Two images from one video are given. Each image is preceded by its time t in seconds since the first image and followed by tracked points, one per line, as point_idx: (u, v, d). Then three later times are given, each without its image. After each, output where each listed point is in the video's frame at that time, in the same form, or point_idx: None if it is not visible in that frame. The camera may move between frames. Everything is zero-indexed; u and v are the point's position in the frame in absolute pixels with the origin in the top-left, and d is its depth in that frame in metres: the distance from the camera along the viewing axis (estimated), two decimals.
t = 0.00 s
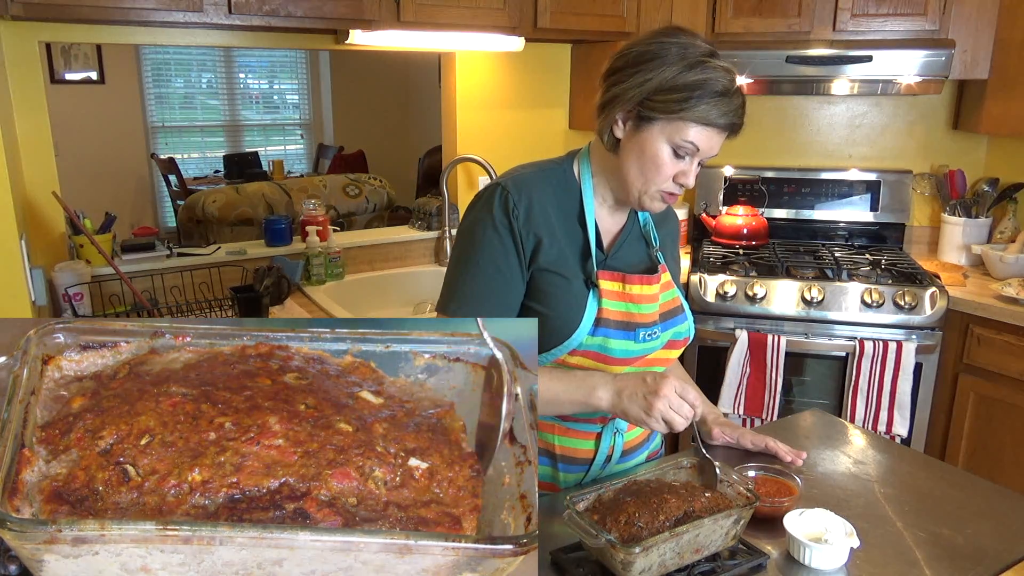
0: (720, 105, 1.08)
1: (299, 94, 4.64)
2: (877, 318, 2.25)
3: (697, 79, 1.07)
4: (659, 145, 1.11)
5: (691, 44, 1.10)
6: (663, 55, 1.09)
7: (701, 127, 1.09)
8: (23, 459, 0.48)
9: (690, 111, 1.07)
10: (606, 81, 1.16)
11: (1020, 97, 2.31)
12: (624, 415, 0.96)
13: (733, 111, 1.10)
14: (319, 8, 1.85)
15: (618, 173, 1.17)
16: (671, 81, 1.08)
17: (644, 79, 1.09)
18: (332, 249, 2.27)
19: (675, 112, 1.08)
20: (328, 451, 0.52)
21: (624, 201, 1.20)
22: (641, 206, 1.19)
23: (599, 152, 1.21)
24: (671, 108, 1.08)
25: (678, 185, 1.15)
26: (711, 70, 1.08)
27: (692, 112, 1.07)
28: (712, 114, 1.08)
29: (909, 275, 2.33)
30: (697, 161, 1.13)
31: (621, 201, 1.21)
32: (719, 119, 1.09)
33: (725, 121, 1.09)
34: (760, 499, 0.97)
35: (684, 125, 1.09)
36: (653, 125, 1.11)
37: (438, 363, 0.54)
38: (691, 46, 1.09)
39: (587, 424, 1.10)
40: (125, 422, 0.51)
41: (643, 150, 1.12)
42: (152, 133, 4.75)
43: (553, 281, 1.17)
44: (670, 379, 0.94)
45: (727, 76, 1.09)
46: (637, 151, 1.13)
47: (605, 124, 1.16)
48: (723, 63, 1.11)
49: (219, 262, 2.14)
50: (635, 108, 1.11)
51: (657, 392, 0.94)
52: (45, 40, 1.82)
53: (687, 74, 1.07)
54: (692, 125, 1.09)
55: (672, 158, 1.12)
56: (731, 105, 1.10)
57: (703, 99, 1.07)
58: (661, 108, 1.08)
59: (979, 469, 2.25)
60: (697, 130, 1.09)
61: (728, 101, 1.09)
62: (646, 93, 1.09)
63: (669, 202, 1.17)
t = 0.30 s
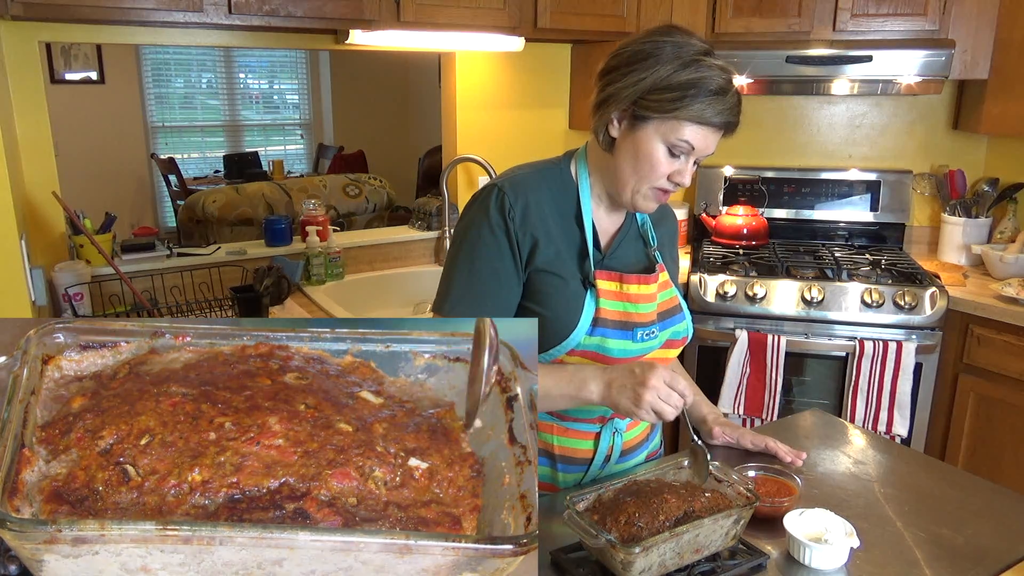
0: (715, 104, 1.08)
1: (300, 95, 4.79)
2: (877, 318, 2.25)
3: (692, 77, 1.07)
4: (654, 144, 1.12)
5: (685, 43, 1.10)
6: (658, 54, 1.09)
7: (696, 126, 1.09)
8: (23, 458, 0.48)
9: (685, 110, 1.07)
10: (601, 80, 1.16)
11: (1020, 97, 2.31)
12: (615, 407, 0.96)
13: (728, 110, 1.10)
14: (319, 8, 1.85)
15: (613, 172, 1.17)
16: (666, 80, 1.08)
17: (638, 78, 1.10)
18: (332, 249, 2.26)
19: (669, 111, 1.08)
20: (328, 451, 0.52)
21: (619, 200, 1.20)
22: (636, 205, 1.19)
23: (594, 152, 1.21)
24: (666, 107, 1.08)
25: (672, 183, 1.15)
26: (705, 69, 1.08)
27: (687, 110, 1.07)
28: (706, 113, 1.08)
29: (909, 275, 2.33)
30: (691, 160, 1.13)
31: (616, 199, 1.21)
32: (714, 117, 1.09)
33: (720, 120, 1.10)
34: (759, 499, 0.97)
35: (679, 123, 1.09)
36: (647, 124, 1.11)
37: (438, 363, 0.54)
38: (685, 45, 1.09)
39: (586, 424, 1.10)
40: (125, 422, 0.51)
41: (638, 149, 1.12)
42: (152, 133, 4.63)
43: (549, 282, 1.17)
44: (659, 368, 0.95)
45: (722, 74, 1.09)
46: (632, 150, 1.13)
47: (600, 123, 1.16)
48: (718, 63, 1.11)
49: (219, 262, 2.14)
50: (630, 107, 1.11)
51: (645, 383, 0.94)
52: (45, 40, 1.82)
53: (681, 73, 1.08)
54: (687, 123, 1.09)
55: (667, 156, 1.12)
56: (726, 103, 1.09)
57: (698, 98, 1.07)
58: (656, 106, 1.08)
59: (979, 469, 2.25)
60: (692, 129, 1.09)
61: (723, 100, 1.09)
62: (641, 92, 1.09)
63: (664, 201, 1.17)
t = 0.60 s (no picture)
0: (712, 101, 1.08)
1: (300, 95, 4.77)
2: (877, 318, 2.25)
3: (689, 75, 1.07)
4: (653, 143, 1.11)
5: (680, 41, 1.10)
6: (654, 53, 1.09)
7: (694, 123, 1.09)
8: (23, 459, 0.48)
9: (682, 107, 1.07)
10: (597, 80, 1.16)
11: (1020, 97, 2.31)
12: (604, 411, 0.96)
13: (725, 107, 1.10)
14: (318, 8, 1.85)
15: (611, 172, 1.17)
16: (662, 78, 1.08)
17: (635, 77, 1.10)
18: (332, 249, 2.26)
19: (667, 108, 1.08)
20: (328, 451, 0.52)
21: (618, 200, 1.20)
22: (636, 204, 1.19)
23: (593, 152, 1.21)
24: (663, 105, 1.08)
25: (672, 182, 1.15)
26: (701, 66, 1.08)
27: (684, 108, 1.07)
28: (704, 109, 1.08)
29: (909, 275, 2.33)
30: (690, 158, 1.13)
31: (615, 199, 1.20)
32: (712, 114, 1.08)
33: (717, 116, 1.09)
34: (760, 499, 0.97)
35: (677, 122, 1.09)
36: (645, 123, 1.11)
37: (438, 363, 0.55)
38: (681, 43, 1.10)
39: (583, 424, 1.10)
40: (125, 422, 0.51)
41: (637, 148, 1.12)
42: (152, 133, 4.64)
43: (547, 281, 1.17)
44: (639, 368, 0.95)
45: (718, 71, 1.09)
46: (631, 149, 1.13)
47: (598, 123, 1.16)
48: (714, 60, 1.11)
49: (219, 262, 2.14)
50: (627, 107, 1.11)
51: (627, 384, 0.94)
52: (45, 40, 1.82)
53: (677, 70, 1.08)
54: (685, 121, 1.09)
55: (666, 155, 1.12)
56: (724, 100, 1.09)
57: (695, 95, 1.07)
58: (652, 105, 1.08)
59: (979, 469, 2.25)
60: (690, 127, 1.09)
61: (720, 96, 1.09)
62: (637, 91, 1.09)
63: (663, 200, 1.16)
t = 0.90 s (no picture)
0: (695, 85, 1.05)
1: (299, 95, 4.90)
2: (877, 318, 2.25)
3: (669, 63, 1.06)
4: (640, 135, 1.10)
5: (661, 32, 1.09)
6: (633, 45, 1.09)
7: (679, 111, 1.07)
8: (24, 458, 0.48)
9: (663, 96, 1.06)
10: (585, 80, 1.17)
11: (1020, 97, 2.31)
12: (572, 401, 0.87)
13: (712, 91, 1.07)
14: (319, 8, 1.85)
15: (605, 170, 1.17)
16: (642, 70, 1.07)
17: (616, 71, 1.10)
18: (332, 249, 2.26)
19: (648, 99, 1.07)
20: (328, 452, 0.52)
21: (614, 199, 1.19)
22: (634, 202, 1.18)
23: (589, 152, 1.21)
24: (644, 95, 1.07)
25: (666, 175, 1.13)
26: (681, 54, 1.07)
27: (665, 95, 1.06)
28: (686, 95, 1.05)
29: (909, 275, 2.33)
30: (681, 148, 1.10)
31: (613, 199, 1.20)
32: (697, 99, 1.06)
33: (703, 101, 1.06)
34: (760, 499, 0.97)
35: (661, 111, 1.07)
36: (630, 116, 1.10)
37: (438, 363, 0.55)
38: (661, 34, 1.09)
39: (585, 425, 1.09)
40: (125, 422, 0.51)
41: (624, 142, 1.12)
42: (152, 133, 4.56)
43: (541, 279, 1.18)
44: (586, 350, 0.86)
45: (701, 56, 1.07)
46: (619, 144, 1.12)
47: (587, 122, 1.17)
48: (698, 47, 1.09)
49: (219, 262, 2.14)
50: (612, 103, 1.11)
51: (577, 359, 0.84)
52: (45, 41, 1.82)
53: (656, 60, 1.07)
54: (669, 109, 1.07)
55: (655, 146, 1.10)
56: (709, 85, 1.07)
57: (676, 82, 1.05)
58: (634, 97, 1.08)
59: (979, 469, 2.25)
60: (674, 115, 1.07)
61: (704, 81, 1.06)
62: (619, 85, 1.09)
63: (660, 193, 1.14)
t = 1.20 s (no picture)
0: (663, 74, 1.02)
1: (299, 95, 4.95)
2: (877, 318, 2.25)
3: (635, 54, 1.03)
4: (610, 128, 1.06)
5: (633, 25, 1.07)
6: (602, 39, 1.07)
7: (648, 101, 1.03)
8: (23, 458, 0.48)
9: (629, 86, 1.02)
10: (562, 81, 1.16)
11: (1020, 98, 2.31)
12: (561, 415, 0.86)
13: (682, 80, 1.03)
14: (318, 8, 1.85)
15: (585, 168, 1.13)
16: (609, 62, 1.05)
17: (585, 65, 1.08)
18: (332, 249, 2.26)
19: (614, 90, 1.04)
20: (328, 452, 0.52)
21: (597, 195, 1.15)
22: (615, 198, 1.13)
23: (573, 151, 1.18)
24: (611, 87, 1.04)
25: (643, 170, 1.07)
26: (649, 44, 1.04)
27: (630, 85, 1.02)
28: (653, 84, 1.01)
29: (909, 275, 2.33)
30: (655, 141, 1.05)
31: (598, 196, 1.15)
32: (665, 89, 1.02)
33: (673, 91, 1.02)
34: (760, 499, 0.97)
35: (630, 103, 1.03)
36: (601, 109, 1.07)
37: (438, 363, 0.55)
38: (631, 26, 1.06)
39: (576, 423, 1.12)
40: (125, 422, 0.51)
41: (596, 135, 1.08)
42: (152, 133, 4.53)
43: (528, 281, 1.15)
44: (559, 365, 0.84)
45: (671, 48, 1.04)
46: (593, 138, 1.09)
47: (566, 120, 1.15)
48: (670, 38, 1.05)
49: (219, 262, 2.14)
50: (583, 98, 1.09)
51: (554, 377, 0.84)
52: (45, 40, 1.82)
53: (623, 52, 1.04)
54: (636, 101, 1.03)
55: (627, 140, 1.06)
56: (679, 74, 1.02)
57: (643, 72, 1.02)
58: (602, 90, 1.05)
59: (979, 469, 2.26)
60: (644, 106, 1.03)
61: (673, 70, 1.02)
62: (589, 80, 1.07)
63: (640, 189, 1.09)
